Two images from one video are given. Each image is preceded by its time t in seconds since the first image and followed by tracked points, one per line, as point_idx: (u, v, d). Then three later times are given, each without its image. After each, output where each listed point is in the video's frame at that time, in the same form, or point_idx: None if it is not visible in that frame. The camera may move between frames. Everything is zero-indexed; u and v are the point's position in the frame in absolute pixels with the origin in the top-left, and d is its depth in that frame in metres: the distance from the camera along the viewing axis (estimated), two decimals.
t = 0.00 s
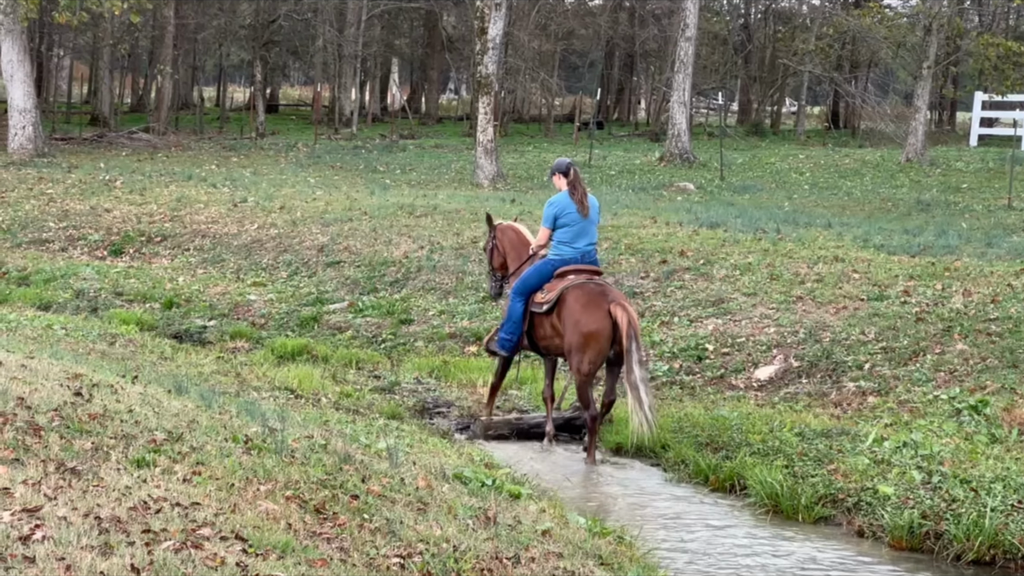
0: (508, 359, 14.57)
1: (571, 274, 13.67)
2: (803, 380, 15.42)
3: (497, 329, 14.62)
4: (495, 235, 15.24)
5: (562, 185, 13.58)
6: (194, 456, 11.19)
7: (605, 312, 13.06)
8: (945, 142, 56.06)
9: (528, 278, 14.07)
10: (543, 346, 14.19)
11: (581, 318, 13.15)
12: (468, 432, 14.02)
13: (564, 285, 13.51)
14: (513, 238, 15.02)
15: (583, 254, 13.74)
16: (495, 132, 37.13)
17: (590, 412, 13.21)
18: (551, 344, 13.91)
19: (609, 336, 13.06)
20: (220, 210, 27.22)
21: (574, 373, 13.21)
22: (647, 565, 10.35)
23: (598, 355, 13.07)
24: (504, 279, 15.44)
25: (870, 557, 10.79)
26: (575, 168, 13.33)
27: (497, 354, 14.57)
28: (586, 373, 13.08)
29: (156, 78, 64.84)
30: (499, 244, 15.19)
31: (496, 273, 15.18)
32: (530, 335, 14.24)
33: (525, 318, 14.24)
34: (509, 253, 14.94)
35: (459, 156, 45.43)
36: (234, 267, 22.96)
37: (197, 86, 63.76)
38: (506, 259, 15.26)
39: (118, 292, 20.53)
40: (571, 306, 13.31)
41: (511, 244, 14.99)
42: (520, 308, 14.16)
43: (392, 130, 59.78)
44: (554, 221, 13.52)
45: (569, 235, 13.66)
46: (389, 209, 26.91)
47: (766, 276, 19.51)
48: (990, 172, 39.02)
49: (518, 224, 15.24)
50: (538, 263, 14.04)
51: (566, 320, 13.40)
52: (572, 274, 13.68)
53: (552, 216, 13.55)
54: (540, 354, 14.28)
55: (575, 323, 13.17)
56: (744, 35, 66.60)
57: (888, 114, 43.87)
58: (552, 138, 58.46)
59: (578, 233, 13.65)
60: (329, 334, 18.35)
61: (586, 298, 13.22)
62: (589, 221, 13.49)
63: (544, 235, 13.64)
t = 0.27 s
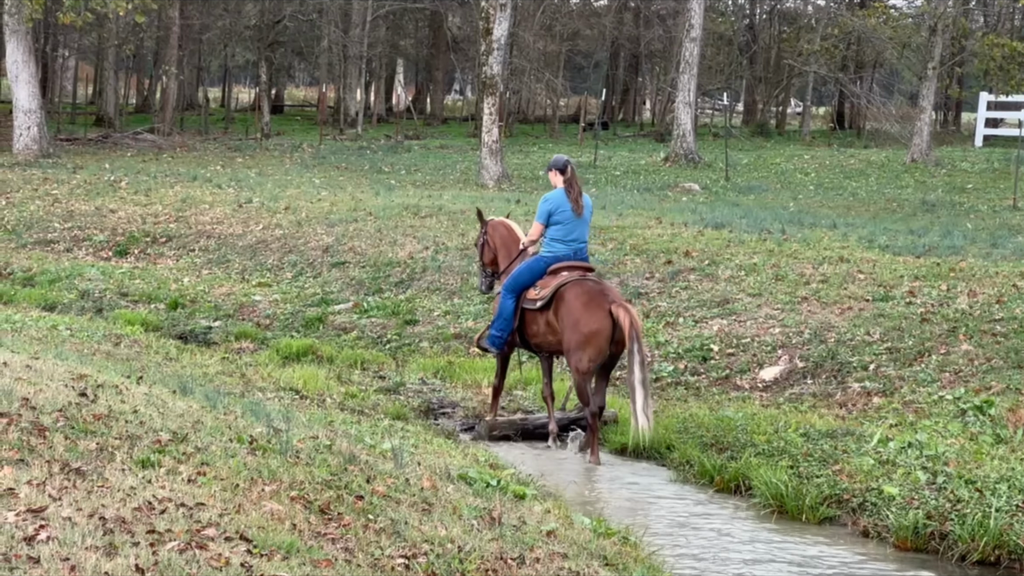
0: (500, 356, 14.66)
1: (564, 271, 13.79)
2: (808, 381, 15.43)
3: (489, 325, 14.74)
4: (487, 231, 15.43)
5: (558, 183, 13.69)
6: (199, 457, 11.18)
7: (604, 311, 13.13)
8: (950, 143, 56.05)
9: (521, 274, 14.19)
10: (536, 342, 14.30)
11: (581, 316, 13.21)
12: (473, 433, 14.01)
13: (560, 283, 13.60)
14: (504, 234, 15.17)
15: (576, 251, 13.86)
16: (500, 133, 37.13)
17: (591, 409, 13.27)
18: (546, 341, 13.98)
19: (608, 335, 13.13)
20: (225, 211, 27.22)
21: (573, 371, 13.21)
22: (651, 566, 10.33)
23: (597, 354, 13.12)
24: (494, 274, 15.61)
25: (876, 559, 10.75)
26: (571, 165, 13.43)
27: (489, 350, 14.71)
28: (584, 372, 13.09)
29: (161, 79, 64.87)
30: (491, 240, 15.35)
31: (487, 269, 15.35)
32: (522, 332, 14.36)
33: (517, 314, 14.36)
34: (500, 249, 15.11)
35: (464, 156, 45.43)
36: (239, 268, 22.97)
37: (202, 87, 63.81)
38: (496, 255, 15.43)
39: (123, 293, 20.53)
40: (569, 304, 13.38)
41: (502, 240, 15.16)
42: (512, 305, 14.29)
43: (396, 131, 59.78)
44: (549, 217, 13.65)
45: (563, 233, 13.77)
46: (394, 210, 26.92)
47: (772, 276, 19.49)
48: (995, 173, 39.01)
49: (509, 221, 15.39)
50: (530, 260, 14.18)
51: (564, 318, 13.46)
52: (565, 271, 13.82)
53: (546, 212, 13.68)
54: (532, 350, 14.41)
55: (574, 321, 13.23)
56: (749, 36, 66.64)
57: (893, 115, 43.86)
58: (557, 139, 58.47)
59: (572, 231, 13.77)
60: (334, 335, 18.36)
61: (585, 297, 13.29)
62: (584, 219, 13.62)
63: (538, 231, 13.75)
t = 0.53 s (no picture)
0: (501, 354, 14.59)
1: (560, 267, 13.77)
2: (815, 382, 15.43)
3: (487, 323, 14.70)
4: (478, 226, 15.41)
5: (552, 178, 13.66)
6: (207, 458, 11.19)
7: (604, 308, 13.09)
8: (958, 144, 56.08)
9: (516, 271, 14.16)
10: (535, 339, 14.28)
11: (581, 314, 13.16)
12: (481, 434, 13.98)
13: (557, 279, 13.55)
14: (497, 230, 15.11)
15: (572, 247, 13.83)
16: (507, 134, 37.15)
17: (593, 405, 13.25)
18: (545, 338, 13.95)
19: (609, 331, 13.09)
20: (233, 212, 27.25)
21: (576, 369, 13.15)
22: (659, 567, 10.31)
23: (598, 351, 13.07)
24: (485, 269, 15.60)
25: (883, 561, 10.73)
26: (564, 161, 13.41)
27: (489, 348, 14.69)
28: (586, 368, 13.03)
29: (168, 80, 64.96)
30: (483, 236, 15.32)
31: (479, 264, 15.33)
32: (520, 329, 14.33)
33: (514, 312, 14.32)
34: (492, 245, 15.07)
35: (471, 157, 45.48)
36: (246, 268, 23.01)
37: (210, 88, 63.95)
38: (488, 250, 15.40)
39: (130, 294, 20.56)
40: (568, 301, 13.33)
41: (495, 237, 15.09)
42: (509, 302, 14.28)
43: (404, 132, 59.90)
44: (543, 212, 13.63)
45: (558, 228, 13.74)
46: (401, 211, 26.94)
47: (780, 277, 19.49)
48: (1002, 174, 39.02)
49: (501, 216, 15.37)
50: (524, 257, 14.15)
51: (563, 315, 13.41)
52: (560, 266, 13.80)
53: (540, 207, 13.67)
54: (530, 347, 14.39)
55: (574, 318, 13.19)
56: (756, 36, 66.66)
57: (900, 115, 43.87)
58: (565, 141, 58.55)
59: (566, 226, 13.75)
60: (341, 336, 18.37)
61: (583, 294, 13.24)
62: (578, 214, 13.60)
63: (532, 227, 13.72)
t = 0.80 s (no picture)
0: (500, 357, 14.75)
1: (557, 272, 13.88)
2: (824, 385, 15.42)
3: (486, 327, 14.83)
4: (473, 229, 15.49)
5: (546, 184, 13.73)
6: (217, 461, 11.20)
7: (602, 310, 13.23)
8: (967, 146, 56.03)
9: (514, 276, 14.26)
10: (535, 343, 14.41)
11: (580, 317, 13.31)
12: (490, 438, 14.00)
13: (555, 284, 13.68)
14: (493, 232, 15.22)
15: (568, 252, 13.93)
16: (516, 137, 37.15)
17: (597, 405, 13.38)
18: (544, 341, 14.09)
19: (608, 333, 13.24)
20: (242, 215, 27.27)
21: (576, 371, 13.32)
22: (668, 570, 10.30)
23: (598, 353, 13.23)
24: (483, 270, 15.71)
25: (893, 564, 10.70)
26: (558, 167, 13.49)
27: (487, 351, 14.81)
28: (587, 370, 13.18)
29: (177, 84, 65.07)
30: (478, 237, 15.40)
31: (475, 265, 15.43)
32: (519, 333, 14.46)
33: (513, 316, 14.45)
34: (489, 247, 15.16)
35: (480, 160, 45.48)
36: (255, 272, 23.02)
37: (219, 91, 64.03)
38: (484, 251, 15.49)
39: (139, 297, 20.58)
40: (566, 305, 13.47)
41: (491, 238, 15.19)
42: (507, 306, 14.40)
43: (412, 136, 59.94)
44: (539, 218, 13.71)
45: (554, 233, 13.83)
46: (410, 214, 26.95)
47: (788, 279, 19.47)
48: (1011, 176, 38.97)
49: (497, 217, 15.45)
50: (523, 262, 14.24)
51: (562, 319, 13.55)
52: (558, 271, 13.91)
53: (535, 213, 13.73)
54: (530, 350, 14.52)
55: (573, 322, 13.34)
56: (765, 39, 66.63)
57: (909, 118, 43.82)
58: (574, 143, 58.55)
59: (562, 231, 13.83)
60: (350, 339, 18.39)
61: (581, 298, 13.39)
62: (573, 218, 13.68)
63: (528, 233, 13.81)
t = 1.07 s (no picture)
0: (505, 360, 14.72)
1: (558, 275, 14.00)
2: (835, 390, 15.42)
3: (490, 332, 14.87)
4: (480, 226, 15.56)
5: (543, 188, 13.86)
6: (228, 466, 11.20)
7: (600, 311, 13.48)
8: (978, 150, 55.97)
9: (516, 281, 14.32)
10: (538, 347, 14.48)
11: (577, 318, 13.55)
12: (501, 442, 14.01)
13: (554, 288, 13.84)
14: (499, 231, 15.28)
15: (569, 255, 14.06)
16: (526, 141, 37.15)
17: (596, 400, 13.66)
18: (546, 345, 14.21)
19: (605, 334, 13.49)
20: (252, 219, 27.29)
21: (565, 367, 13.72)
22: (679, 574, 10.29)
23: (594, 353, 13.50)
24: (488, 269, 15.77)
25: (905, 568, 10.67)
26: (556, 169, 13.63)
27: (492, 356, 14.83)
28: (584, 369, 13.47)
29: (187, 87, 65.18)
30: (484, 235, 15.46)
31: (480, 264, 15.51)
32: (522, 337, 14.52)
33: (516, 320, 14.50)
34: (494, 248, 15.23)
35: (491, 164, 45.50)
36: (266, 276, 23.04)
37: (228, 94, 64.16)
38: (489, 250, 15.55)
39: (150, 301, 20.61)
40: (564, 308, 13.69)
41: (497, 238, 15.26)
42: (510, 311, 14.40)
43: (422, 139, 59.99)
44: (538, 222, 13.82)
45: (553, 237, 13.93)
46: (421, 218, 26.97)
47: (799, 283, 19.46)
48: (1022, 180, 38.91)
49: (502, 217, 15.52)
50: (524, 266, 14.31)
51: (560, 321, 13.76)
52: (559, 275, 14.01)
53: (535, 217, 13.85)
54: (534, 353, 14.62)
55: (570, 323, 13.58)
56: (775, 43, 66.62)
57: (920, 122, 43.76)
58: (584, 147, 58.58)
59: (562, 234, 13.95)
60: (361, 344, 18.40)
61: (579, 300, 13.64)
62: (572, 221, 13.81)
63: (528, 237, 13.92)
